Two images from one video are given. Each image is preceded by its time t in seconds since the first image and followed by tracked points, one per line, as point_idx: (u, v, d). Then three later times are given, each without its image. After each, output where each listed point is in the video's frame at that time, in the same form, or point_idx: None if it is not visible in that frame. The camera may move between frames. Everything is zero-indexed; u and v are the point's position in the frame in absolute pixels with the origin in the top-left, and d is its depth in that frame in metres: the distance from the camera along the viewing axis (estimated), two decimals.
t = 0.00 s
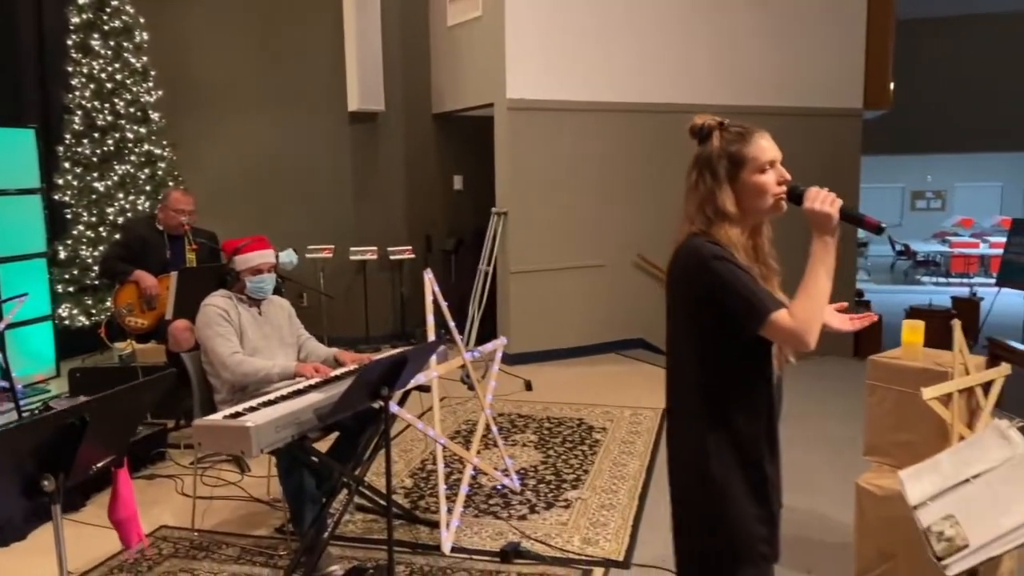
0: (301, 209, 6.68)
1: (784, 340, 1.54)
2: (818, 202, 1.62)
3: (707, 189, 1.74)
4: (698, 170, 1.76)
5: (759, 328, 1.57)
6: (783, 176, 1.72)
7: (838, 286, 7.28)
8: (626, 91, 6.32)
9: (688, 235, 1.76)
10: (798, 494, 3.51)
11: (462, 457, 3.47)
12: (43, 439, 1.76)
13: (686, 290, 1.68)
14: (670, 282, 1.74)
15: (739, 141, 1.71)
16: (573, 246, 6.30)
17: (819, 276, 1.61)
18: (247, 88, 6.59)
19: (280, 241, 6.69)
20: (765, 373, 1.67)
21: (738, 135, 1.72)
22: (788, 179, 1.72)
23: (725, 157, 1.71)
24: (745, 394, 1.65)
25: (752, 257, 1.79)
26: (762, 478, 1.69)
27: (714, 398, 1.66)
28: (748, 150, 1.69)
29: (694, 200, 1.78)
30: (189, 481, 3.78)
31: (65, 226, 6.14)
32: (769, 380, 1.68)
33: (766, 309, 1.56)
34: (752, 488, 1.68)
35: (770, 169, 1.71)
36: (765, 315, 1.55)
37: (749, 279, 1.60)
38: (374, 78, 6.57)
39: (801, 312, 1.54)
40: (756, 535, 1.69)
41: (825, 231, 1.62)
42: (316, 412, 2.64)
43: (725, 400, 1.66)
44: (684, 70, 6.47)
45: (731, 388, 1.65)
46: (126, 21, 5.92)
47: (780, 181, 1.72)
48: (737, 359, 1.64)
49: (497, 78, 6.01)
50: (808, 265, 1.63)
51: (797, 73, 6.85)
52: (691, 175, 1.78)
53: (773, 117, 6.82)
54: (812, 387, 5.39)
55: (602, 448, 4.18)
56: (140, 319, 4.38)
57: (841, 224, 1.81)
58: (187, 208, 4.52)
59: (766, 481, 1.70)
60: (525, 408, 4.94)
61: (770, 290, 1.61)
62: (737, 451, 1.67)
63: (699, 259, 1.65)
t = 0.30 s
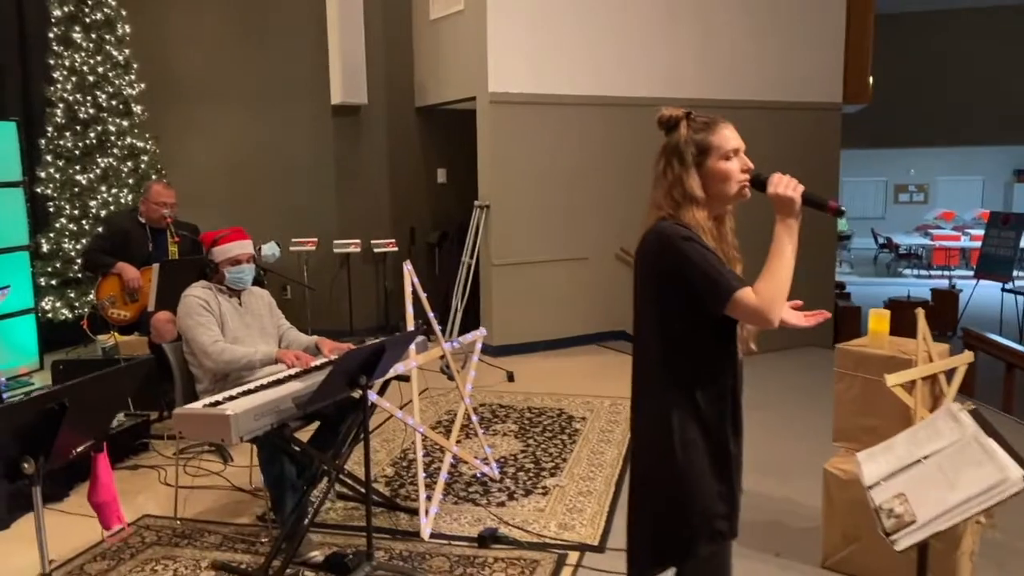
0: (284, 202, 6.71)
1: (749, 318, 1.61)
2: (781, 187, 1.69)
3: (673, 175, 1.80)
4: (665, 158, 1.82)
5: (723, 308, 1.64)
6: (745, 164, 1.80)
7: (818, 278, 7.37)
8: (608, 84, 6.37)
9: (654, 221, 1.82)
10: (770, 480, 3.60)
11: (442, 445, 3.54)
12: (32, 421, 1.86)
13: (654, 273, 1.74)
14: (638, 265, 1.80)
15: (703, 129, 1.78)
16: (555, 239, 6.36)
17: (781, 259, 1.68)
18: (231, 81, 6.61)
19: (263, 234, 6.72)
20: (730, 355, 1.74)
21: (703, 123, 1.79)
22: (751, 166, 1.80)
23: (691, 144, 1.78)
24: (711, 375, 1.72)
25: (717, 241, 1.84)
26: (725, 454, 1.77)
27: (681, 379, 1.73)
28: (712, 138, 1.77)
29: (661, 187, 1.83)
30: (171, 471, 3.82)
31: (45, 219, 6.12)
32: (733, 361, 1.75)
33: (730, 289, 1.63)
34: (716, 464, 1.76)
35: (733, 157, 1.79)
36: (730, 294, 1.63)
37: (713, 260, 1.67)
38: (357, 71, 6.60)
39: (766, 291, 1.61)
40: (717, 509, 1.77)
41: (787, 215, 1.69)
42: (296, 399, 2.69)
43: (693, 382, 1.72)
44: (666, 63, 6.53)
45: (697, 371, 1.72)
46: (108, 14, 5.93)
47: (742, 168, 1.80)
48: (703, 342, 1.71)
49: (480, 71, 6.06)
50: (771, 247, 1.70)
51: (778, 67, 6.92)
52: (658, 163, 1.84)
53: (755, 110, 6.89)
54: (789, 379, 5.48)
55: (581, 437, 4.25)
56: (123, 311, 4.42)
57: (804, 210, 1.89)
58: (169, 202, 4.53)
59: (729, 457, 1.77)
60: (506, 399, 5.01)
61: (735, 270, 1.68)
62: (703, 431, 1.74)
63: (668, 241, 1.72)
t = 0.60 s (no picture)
0: (280, 196, 6.77)
1: (730, 303, 1.70)
2: (753, 181, 1.77)
3: (648, 170, 1.86)
4: (639, 154, 1.87)
5: (709, 297, 1.72)
6: (715, 159, 1.87)
7: (810, 271, 7.44)
8: (600, 78, 6.43)
9: (632, 214, 1.88)
10: (754, 468, 3.68)
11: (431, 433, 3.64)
12: (22, 407, 1.87)
13: (634, 264, 1.80)
14: (619, 256, 1.86)
15: (676, 126, 1.84)
16: (548, 232, 6.42)
17: (757, 245, 1.76)
18: (226, 75, 6.65)
19: (259, 227, 6.78)
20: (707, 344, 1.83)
21: (675, 121, 1.85)
22: (721, 161, 1.87)
23: (665, 140, 1.83)
24: (688, 365, 1.80)
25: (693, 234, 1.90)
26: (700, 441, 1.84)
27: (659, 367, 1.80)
28: (684, 134, 1.83)
29: (637, 182, 1.89)
30: (166, 459, 3.90)
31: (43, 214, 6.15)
32: (712, 347, 1.84)
33: (714, 278, 1.71)
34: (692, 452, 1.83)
35: (704, 152, 1.86)
36: (713, 283, 1.70)
37: (695, 249, 1.74)
38: (352, 65, 6.64)
39: (744, 276, 1.70)
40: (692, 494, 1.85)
41: (758, 207, 1.77)
42: (287, 387, 2.76)
43: (671, 369, 1.79)
44: (658, 58, 6.58)
45: (679, 355, 1.79)
46: (103, 8, 5.96)
47: (712, 163, 1.87)
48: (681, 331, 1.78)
49: (473, 66, 6.12)
50: (745, 238, 1.78)
51: (770, 61, 6.97)
52: (633, 160, 1.89)
53: (747, 104, 6.93)
54: (778, 370, 5.56)
55: (570, 426, 4.33)
56: (119, 303, 4.51)
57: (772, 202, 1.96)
58: (164, 194, 4.59)
59: (705, 443, 1.85)
60: (498, 389, 5.09)
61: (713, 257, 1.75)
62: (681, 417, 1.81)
63: (650, 231, 1.78)
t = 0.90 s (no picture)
0: (286, 192, 6.85)
1: (724, 306, 1.77)
2: (738, 186, 1.82)
3: (635, 173, 1.89)
4: (622, 157, 1.91)
5: (708, 299, 1.77)
6: (694, 157, 1.94)
7: (814, 267, 7.46)
8: (603, 75, 6.47)
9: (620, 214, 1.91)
10: (748, 461, 3.73)
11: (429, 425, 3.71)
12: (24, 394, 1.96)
13: (629, 264, 1.83)
14: (609, 257, 1.88)
15: (657, 127, 1.89)
16: (550, 228, 6.47)
17: (742, 246, 1.83)
18: (233, 73, 6.73)
19: (266, 223, 6.86)
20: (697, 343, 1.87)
21: (655, 122, 1.91)
22: (700, 158, 1.93)
23: (648, 142, 1.88)
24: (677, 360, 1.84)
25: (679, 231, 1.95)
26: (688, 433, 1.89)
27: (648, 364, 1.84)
28: (664, 134, 1.89)
29: (622, 184, 1.92)
30: (172, 451, 3.98)
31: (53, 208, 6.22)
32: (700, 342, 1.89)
33: (712, 282, 1.76)
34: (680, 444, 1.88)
35: (684, 152, 1.92)
36: (711, 287, 1.76)
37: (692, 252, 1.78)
38: (357, 63, 6.71)
39: (737, 278, 1.79)
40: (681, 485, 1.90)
41: (742, 211, 1.83)
42: (286, 379, 2.83)
43: (659, 364, 1.84)
44: (662, 55, 6.62)
45: (670, 351, 1.83)
46: (112, 7, 6.04)
47: (692, 161, 1.93)
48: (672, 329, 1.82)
49: (476, 63, 6.18)
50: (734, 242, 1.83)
51: (774, 57, 6.99)
52: (616, 164, 1.93)
53: (751, 101, 6.96)
54: (779, 366, 5.59)
55: (568, 420, 4.39)
56: (125, 297, 4.60)
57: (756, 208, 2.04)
58: (171, 190, 4.68)
59: (692, 435, 1.90)
60: (499, 383, 5.15)
61: (706, 257, 1.81)
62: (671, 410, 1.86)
63: (641, 231, 1.81)
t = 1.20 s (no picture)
0: (298, 191, 6.96)
1: (699, 319, 1.83)
2: (727, 210, 1.85)
3: (626, 175, 1.94)
4: (611, 158, 1.96)
5: (695, 312, 1.82)
6: (676, 151, 2.01)
7: (821, 267, 7.49)
8: (611, 76, 6.53)
9: (613, 215, 1.93)
10: (746, 456, 3.79)
11: (432, 420, 3.80)
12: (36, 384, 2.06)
13: (627, 263, 1.84)
14: (603, 258, 1.89)
15: (639, 127, 1.96)
16: (557, 227, 6.55)
17: (723, 263, 1.88)
18: (247, 74, 6.84)
19: (278, 222, 6.97)
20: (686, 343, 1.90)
21: (638, 123, 1.97)
22: (682, 153, 2.00)
23: (634, 143, 1.94)
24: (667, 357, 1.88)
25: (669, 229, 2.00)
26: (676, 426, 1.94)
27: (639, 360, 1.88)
28: (647, 133, 1.95)
29: (611, 189, 1.96)
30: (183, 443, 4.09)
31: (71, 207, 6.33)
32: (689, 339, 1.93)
33: (702, 297, 1.80)
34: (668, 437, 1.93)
35: (668, 147, 1.98)
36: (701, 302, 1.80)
37: (686, 260, 1.81)
38: (367, 65, 6.82)
39: (717, 292, 1.83)
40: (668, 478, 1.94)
41: (725, 233, 1.87)
42: (290, 373, 2.92)
43: (652, 360, 1.88)
44: (670, 55, 6.67)
45: (663, 347, 1.88)
46: (128, 10, 6.18)
47: (675, 155, 2.00)
48: (664, 330, 1.86)
49: (484, 64, 6.26)
50: (712, 261, 1.89)
51: (782, 58, 7.02)
52: (606, 170, 1.97)
53: (758, 101, 7.00)
54: (783, 364, 5.65)
55: (571, 416, 4.47)
56: (139, 295, 4.72)
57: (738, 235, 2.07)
58: (184, 191, 4.78)
59: (679, 428, 1.95)
60: (504, 380, 5.24)
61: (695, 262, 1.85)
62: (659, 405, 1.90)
63: (634, 234, 1.83)
